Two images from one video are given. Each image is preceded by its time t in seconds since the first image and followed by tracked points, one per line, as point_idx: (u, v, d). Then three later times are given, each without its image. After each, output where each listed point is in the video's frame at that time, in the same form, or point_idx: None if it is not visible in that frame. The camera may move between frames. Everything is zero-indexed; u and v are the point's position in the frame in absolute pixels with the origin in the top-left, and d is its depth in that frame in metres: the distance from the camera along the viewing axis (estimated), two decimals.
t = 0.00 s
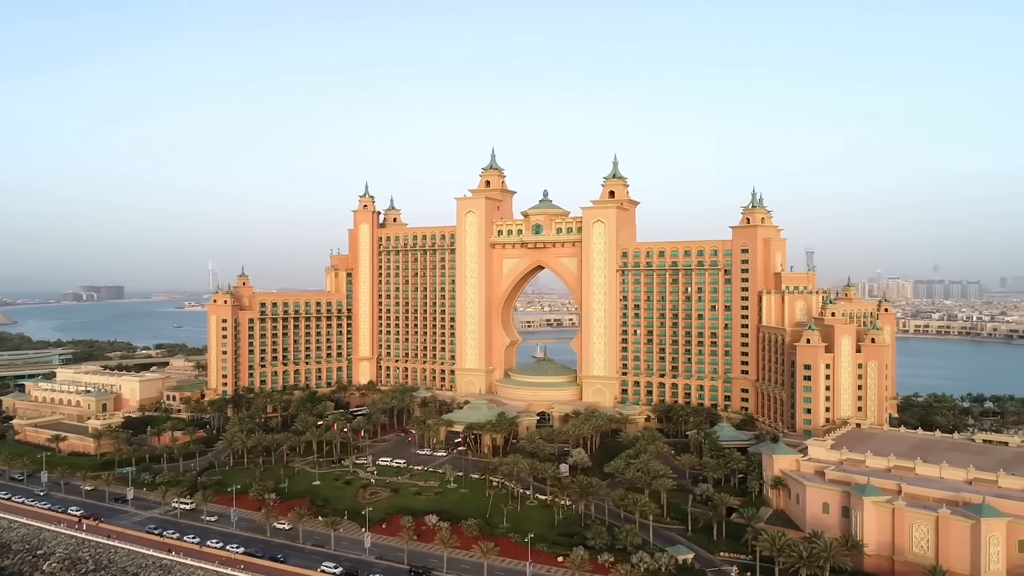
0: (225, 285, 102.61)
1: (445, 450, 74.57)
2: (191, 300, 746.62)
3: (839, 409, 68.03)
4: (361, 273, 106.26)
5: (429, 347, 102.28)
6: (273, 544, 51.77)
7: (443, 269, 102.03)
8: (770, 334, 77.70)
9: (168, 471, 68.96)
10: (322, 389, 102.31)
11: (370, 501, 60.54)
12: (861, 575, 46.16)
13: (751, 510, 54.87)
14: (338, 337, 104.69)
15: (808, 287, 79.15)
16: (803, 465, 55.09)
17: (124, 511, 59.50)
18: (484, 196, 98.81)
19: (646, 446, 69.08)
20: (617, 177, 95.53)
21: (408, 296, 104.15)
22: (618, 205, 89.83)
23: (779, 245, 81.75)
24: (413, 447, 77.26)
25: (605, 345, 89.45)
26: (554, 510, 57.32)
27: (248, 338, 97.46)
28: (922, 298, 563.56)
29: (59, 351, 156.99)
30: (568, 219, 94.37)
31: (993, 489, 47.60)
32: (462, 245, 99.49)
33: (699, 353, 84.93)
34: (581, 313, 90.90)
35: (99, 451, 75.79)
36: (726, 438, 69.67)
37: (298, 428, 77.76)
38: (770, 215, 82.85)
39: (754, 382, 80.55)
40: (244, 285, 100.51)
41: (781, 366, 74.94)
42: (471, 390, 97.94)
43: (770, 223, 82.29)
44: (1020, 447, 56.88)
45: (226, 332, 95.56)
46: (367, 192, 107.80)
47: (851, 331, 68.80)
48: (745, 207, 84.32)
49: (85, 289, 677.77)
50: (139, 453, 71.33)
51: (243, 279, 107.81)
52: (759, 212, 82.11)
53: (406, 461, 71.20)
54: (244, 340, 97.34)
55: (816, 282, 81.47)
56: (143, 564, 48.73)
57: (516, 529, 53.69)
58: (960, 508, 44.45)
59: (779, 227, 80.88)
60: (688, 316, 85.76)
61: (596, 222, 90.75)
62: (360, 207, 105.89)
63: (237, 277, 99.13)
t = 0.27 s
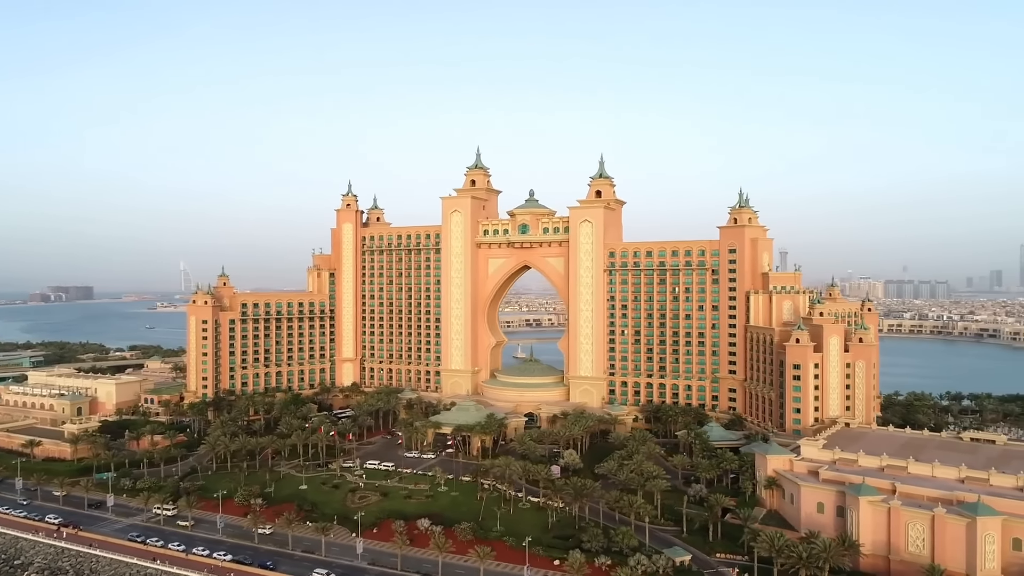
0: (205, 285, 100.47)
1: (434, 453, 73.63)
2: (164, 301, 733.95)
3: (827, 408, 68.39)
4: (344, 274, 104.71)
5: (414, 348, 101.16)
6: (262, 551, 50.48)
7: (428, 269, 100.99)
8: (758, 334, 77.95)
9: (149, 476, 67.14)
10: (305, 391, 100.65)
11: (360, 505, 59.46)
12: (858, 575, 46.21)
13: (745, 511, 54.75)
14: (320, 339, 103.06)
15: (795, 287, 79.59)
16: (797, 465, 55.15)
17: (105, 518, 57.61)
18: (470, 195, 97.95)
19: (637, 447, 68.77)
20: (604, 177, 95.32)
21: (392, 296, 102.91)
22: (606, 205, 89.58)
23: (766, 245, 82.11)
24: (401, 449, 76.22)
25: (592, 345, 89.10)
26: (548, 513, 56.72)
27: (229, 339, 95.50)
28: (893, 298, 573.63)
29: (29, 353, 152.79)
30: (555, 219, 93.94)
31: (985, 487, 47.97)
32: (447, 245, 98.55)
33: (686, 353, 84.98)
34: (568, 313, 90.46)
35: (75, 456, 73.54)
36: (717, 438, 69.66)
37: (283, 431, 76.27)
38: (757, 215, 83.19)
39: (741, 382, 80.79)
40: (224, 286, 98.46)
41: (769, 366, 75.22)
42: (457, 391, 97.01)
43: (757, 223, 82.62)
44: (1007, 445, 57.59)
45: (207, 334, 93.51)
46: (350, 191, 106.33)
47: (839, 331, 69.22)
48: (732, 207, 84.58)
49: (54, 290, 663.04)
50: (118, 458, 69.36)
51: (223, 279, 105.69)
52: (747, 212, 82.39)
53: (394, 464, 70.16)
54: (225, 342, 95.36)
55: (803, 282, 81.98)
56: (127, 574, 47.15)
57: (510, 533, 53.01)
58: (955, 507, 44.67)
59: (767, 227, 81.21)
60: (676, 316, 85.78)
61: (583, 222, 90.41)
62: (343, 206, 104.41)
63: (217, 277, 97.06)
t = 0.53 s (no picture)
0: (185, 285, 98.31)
1: (423, 455, 72.66)
2: (136, 301, 721.20)
3: (818, 407, 68.63)
4: (328, 273, 103.13)
5: (400, 349, 99.96)
6: (252, 558, 49.21)
7: (414, 269, 99.86)
8: (747, 334, 78.12)
9: (131, 482, 65.40)
10: (288, 393, 98.93)
11: (350, 510, 58.37)
12: (855, 574, 46.25)
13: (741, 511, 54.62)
14: (304, 339, 101.39)
15: (783, 287, 79.90)
16: (791, 465, 55.19)
17: (86, 526, 55.90)
18: (457, 194, 97.01)
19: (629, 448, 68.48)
20: (592, 177, 94.95)
21: (377, 296, 101.63)
22: (594, 205, 89.23)
23: (755, 245, 82.35)
24: (389, 452, 75.11)
25: (581, 345, 88.70)
26: (542, 516, 56.10)
27: (210, 340, 93.57)
28: (867, 298, 582.80)
29: None
30: (543, 219, 93.42)
31: (979, 485, 48.34)
32: (434, 245, 97.55)
33: (675, 353, 84.91)
34: (557, 314, 89.92)
35: (52, 462, 71.36)
36: (708, 438, 69.59)
37: (268, 434, 74.78)
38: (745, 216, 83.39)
39: (730, 381, 80.96)
40: (206, 286, 96.41)
41: (759, 366, 75.33)
42: (444, 392, 96.01)
43: (745, 223, 82.80)
44: (995, 443, 58.22)
45: (188, 335, 91.49)
46: (334, 190, 104.78)
47: (829, 331, 69.50)
48: (720, 208, 84.70)
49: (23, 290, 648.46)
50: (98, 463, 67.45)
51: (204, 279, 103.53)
52: (735, 212, 82.55)
53: (384, 467, 69.11)
54: (206, 343, 93.41)
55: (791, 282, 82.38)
56: None
57: (506, 536, 52.37)
58: (952, 506, 44.89)
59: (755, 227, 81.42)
60: (665, 316, 85.69)
61: (572, 222, 89.98)
62: (327, 205, 102.86)
63: (199, 277, 95.01)
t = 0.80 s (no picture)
0: (167, 285, 96.16)
1: (414, 458, 71.60)
2: (110, 302, 708.29)
3: (810, 407, 68.80)
4: (313, 273, 101.52)
5: (387, 350, 98.69)
6: (243, 565, 47.91)
7: (401, 269, 98.61)
8: (738, 334, 78.13)
9: (114, 488, 63.62)
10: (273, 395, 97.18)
11: (343, 514, 57.23)
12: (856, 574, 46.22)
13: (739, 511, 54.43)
14: (289, 340, 99.66)
15: (774, 287, 80.09)
16: (788, 465, 55.14)
17: (69, 533, 54.14)
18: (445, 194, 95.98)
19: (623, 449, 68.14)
20: (581, 176, 94.48)
21: (364, 297, 100.24)
22: (584, 205, 88.78)
23: (745, 245, 82.42)
24: (379, 455, 73.94)
25: (571, 346, 88.18)
26: (539, 518, 55.41)
27: (193, 342, 91.59)
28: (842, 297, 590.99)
29: None
30: (532, 218, 92.79)
31: (975, 484, 48.59)
32: (422, 244, 96.42)
33: (666, 353, 84.73)
34: (547, 314, 89.33)
35: (30, 467, 69.21)
36: (701, 438, 69.42)
37: (255, 437, 73.22)
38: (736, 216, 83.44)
39: (722, 381, 80.94)
40: (188, 286, 94.35)
41: (751, 366, 75.38)
42: (432, 394, 94.94)
43: (736, 223, 82.85)
44: (987, 442, 58.68)
45: (170, 336, 89.43)
46: (319, 189, 103.16)
47: (821, 331, 69.67)
48: (711, 208, 84.66)
49: None
50: (79, 468, 65.54)
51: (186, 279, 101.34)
52: (726, 212, 82.57)
53: (375, 470, 67.97)
54: (189, 345, 91.45)
55: (781, 282, 82.59)
56: None
57: (503, 540, 51.63)
58: (951, 505, 45.01)
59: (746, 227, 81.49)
60: (655, 317, 85.48)
61: (561, 221, 89.42)
62: (312, 204, 101.26)
63: (181, 277, 92.93)
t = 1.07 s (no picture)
0: (151, 285, 94.23)
1: (407, 460, 70.65)
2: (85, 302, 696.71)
3: (804, 407, 68.86)
4: (301, 273, 100.05)
5: (376, 350, 97.49)
6: (237, 572, 46.73)
7: (391, 269, 97.45)
8: (732, 334, 78.08)
9: (100, 494, 61.95)
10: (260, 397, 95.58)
11: (337, 518, 56.17)
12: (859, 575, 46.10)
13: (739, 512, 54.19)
14: (277, 341, 98.10)
15: (767, 287, 80.13)
16: (787, 465, 55.01)
17: (54, 541, 52.55)
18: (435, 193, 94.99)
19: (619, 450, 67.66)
20: (573, 176, 93.97)
21: (353, 297, 98.96)
22: (577, 204, 88.28)
23: (738, 245, 82.38)
24: (372, 457, 72.87)
25: (564, 346, 87.66)
26: (537, 521, 54.75)
27: (178, 343, 89.77)
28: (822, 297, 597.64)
29: None
30: (524, 218, 92.13)
31: (975, 483, 48.73)
32: (412, 244, 95.35)
33: (659, 353, 84.50)
34: (539, 314, 88.72)
35: (12, 473, 67.30)
36: (697, 439, 69.21)
37: (244, 440, 71.82)
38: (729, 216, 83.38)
39: (715, 382, 80.86)
40: (173, 286, 92.44)
41: (745, 366, 75.34)
42: (423, 395, 93.95)
43: (729, 223, 82.77)
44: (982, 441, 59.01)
45: (154, 337, 87.55)
46: (307, 187, 101.66)
47: (815, 331, 69.74)
48: (704, 207, 84.54)
49: None
50: (63, 474, 63.82)
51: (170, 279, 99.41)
52: (719, 212, 82.47)
53: (368, 473, 66.90)
54: (174, 346, 89.65)
55: (773, 282, 82.70)
56: None
57: (503, 543, 50.93)
58: (952, 505, 45.05)
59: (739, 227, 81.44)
60: (648, 317, 85.22)
61: (553, 221, 88.85)
62: (300, 203, 99.78)
63: (165, 277, 91.03)
